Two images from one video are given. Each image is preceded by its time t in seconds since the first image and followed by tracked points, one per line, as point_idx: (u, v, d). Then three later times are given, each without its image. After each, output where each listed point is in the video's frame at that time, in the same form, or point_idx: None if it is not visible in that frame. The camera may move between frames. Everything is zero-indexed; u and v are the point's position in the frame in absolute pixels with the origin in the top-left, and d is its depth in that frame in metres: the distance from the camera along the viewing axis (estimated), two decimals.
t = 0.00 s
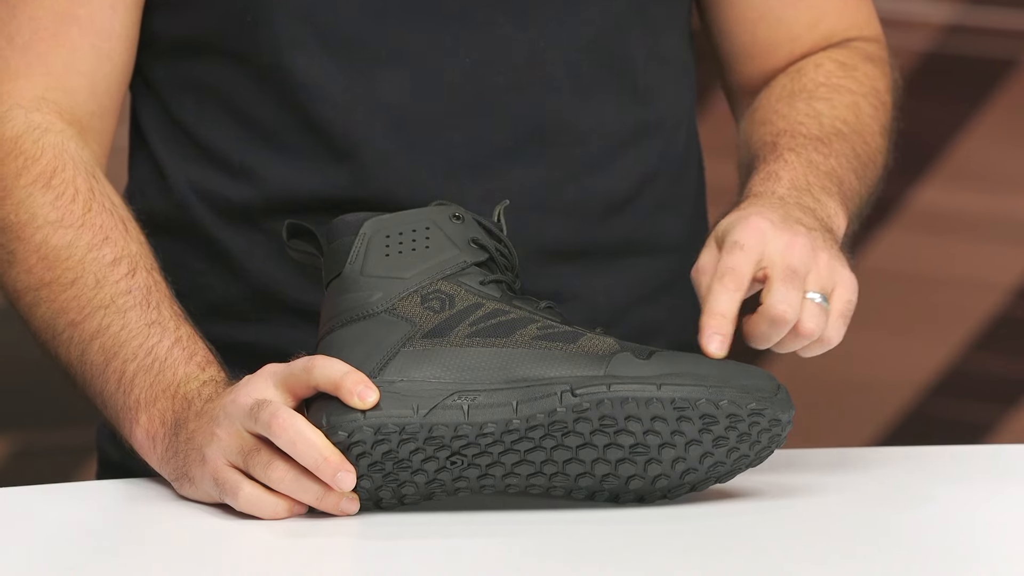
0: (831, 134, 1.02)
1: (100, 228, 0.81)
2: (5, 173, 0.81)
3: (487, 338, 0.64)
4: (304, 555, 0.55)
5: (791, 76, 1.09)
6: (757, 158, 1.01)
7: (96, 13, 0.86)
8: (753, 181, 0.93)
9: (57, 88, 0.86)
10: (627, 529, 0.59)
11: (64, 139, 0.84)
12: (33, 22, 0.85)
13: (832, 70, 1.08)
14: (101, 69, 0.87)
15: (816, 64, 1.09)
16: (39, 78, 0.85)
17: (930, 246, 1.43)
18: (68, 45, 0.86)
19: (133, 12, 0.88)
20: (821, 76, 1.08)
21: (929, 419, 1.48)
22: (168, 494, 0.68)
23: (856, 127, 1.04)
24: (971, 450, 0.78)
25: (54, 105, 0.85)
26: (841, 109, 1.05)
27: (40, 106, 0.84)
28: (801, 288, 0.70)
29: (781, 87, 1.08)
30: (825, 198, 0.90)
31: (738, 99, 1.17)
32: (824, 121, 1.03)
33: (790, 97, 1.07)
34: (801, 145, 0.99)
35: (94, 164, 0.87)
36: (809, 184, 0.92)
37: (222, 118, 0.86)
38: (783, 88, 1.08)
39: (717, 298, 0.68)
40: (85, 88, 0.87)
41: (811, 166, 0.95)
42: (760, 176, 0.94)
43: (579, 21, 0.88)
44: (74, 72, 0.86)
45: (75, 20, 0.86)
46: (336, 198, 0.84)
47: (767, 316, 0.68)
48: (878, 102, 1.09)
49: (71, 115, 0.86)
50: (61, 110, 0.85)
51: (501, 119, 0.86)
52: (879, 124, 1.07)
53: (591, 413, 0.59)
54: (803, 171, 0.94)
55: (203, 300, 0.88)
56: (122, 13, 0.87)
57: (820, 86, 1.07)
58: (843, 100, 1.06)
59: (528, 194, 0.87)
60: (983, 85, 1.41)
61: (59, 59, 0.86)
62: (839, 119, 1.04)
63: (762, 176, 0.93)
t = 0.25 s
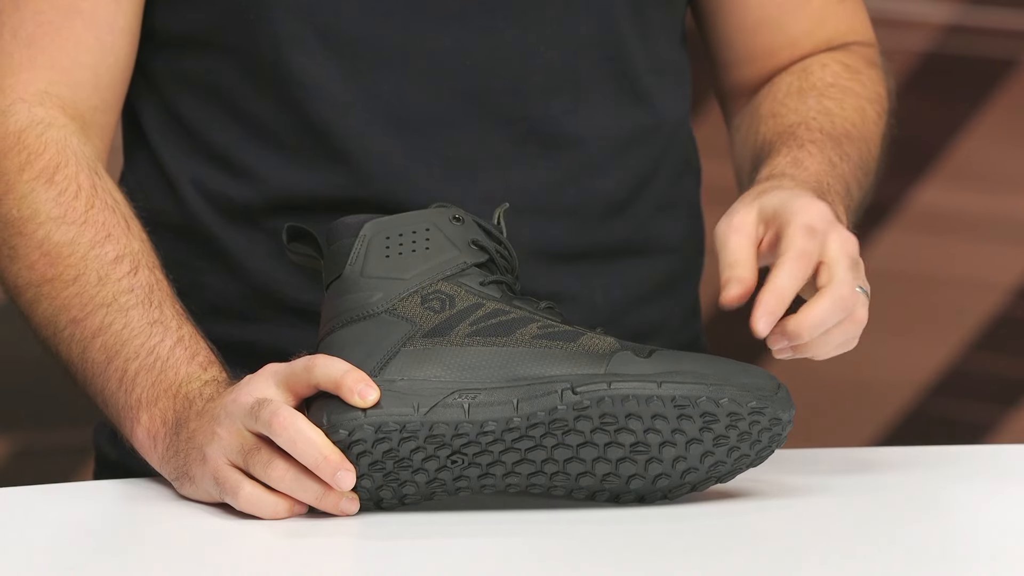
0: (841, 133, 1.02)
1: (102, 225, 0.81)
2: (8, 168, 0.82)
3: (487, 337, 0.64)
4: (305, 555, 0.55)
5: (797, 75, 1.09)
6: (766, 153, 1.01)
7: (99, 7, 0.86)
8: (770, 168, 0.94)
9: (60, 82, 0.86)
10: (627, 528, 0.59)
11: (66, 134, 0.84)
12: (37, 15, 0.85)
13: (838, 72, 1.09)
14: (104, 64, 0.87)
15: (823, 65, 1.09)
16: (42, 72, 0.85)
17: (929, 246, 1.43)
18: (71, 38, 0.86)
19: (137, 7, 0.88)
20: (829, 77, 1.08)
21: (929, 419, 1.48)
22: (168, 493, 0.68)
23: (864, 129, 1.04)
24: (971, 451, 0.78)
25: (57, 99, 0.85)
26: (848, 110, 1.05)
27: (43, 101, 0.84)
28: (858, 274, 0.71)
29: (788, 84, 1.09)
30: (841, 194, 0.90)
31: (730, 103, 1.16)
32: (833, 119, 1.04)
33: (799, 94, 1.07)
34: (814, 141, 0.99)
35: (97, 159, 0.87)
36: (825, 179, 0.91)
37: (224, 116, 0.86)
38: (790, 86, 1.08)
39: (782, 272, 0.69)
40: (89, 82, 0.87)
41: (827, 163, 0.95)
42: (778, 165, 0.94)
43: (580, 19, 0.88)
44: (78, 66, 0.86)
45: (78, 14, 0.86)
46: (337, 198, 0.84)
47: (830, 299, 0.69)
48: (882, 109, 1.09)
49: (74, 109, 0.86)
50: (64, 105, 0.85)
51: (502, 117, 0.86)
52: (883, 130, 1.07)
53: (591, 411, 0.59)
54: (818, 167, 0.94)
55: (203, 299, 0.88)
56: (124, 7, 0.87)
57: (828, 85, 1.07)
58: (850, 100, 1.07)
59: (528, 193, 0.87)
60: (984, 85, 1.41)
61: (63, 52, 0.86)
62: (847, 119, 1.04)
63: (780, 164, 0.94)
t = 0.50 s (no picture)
0: (836, 127, 1.02)
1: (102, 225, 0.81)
2: (8, 169, 0.82)
3: (487, 336, 0.64)
4: (306, 555, 0.55)
5: (794, 68, 1.09)
6: (761, 148, 1.01)
7: (99, 8, 0.86)
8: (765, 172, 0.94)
9: (60, 83, 0.86)
10: (628, 528, 0.59)
11: (66, 136, 0.84)
12: (37, 17, 0.85)
13: (834, 64, 1.09)
14: (104, 65, 0.87)
15: (819, 57, 1.09)
16: (42, 74, 0.85)
17: (930, 246, 1.43)
18: (71, 39, 0.86)
19: (137, 7, 0.88)
20: (825, 69, 1.08)
21: (929, 419, 1.48)
22: (168, 493, 0.68)
23: (859, 122, 1.04)
24: (971, 450, 0.78)
25: (57, 100, 0.85)
26: (843, 104, 1.05)
27: (43, 102, 0.84)
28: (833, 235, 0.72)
29: (785, 76, 1.09)
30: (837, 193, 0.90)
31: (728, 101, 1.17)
32: (828, 114, 1.04)
33: (795, 87, 1.07)
34: (809, 139, 0.99)
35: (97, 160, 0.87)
36: (820, 178, 0.92)
37: (224, 117, 0.86)
38: (786, 78, 1.08)
39: (763, 238, 0.69)
40: (89, 83, 0.87)
41: (821, 161, 0.96)
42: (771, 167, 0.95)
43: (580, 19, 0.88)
44: (78, 67, 0.86)
45: (79, 16, 0.86)
46: (337, 198, 0.84)
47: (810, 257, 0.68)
48: (878, 100, 1.09)
49: (74, 111, 0.86)
50: (63, 107, 0.85)
51: (502, 118, 0.86)
52: (879, 122, 1.07)
53: (591, 409, 0.59)
54: (814, 167, 0.94)
55: (204, 300, 0.88)
56: (124, 8, 0.87)
57: (823, 77, 1.08)
58: (845, 92, 1.07)
59: (529, 193, 0.87)
60: (984, 85, 1.41)
61: (62, 53, 0.86)
62: (841, 113, 1.04)
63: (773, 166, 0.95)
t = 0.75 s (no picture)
0: (828, 161, 1.02)
1: (101, 225, 0.81)
2: (7, 170, 0.82)
3: (487, 336, 0.64)
4: (306, 555, 0.55)
5: (789, 89, 1.09)
6: (754, 194, 1.02)
7: (98, 8, 0.86)
8: (758, 228, 0.95)
9: (59, 84, 0.86)
10: (628, 527, 0.59)
11: (66, 136, 0.84)
12: (36, 17, 0.85)
13: (828, 86, 1.09)
14: (104, 65, 0.87)
15: (813, 77, 1.09)
16: (42, 75, 0.85)
17: (930, 246, 1.43)
18: (70, 39, 0.86)
19: (136, 7, 0.88)
20: (819, 92, 1.08)
21: (929, 418, 1.48)
22: (168, 493, 0.69)
23: (853, 151, 1.05)
24: (970, 450, 0.78)
25: (57, 101, 0.85)
26: (838, 133, 1.05)
27: (43, 103, 0.84)
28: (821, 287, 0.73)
29: (779, 99, 1.09)
30: (831, 243, 0.90)
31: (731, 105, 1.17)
32: (820, 147, 1.04)
33: (787, 115, 1.07)
34: (802, 181, 1.00)
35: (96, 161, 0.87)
36: (813, 230, 0.92)
37: (223, 117, 0.86)
38: (780, 103, 1.08)
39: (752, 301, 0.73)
40: (89, 84, 0.87)
41: (814, 205, 0.96)
42: (765, 223, 0.95)
43: (580, 19, 0.88)
44: (77, 67, 0.86)
45: (78, 16, 0.86)
46: (337, 198, 0.84)
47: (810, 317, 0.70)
48: (872, 119, 1.09)
49: (74, 111, 0.86)
50: (63, 108, 0.85)
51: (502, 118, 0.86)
52: (872, 141, 1.07)
53: (591, 408, 0.59)
54: (809, 218, 0.94)
55: (204, 300, 0.88)
56: (124, 8, 0.87)
57: (817, 103, 1.07)
58: (837, 118, 1.07)
59: (529, 194, 0.87)
60: (984, 85, 1.41)
61: (62, 54, 0.86)
62: (835, 143, 1.04)
63: (766, 223, 0.95)
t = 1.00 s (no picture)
0: (808, 159, 1.01)
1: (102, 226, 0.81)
2: (8, 170, 0.81)
3: (487, 336, 0.64)
4: (306, 554, 0.55)
5: (790, 82, 1.09)
6: (734, 184, 1.01)
7: (99, 8, 0.86)
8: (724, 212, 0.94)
9: (60, 84, 0.86)
10: (628, 528, 0.59)
11: (66, 137, 0.84)
12: (37, 18, 0.85)
13: (827, 79, 1.08)
14: (104, 66, 0.87)
15: (813, 71, 1.09)
16: (42, 75, 0.85)
17: (930, 246, 1.43)
18: (71, 39, 0.86)
19: (136, 7, 0.88)
20: (815, 87, 1.08)
21: (929, 418, 1.48)
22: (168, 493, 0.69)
23: (838, 148, 1.03)
24: (971, 450, 0.78)
25: (58, 101, 0.85)
26: (826, 129, 1.04)
27: (44, 103, 0.84)
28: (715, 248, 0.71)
29: (779, 94, 1.09)
30: (785, 240, 0.88)
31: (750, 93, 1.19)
32: (803, 144, 1.03)
33: (780, 110, 1.07)
34: (773, 177, 0.99)
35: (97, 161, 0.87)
36: (767, 225, 0.90)
37: (224, 117, 0.86)
38: (777, 99, 1.08)
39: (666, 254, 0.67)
40: (89, 84, 0.87)
41: (784, 201, 0.95)
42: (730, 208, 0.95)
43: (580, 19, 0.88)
44: (77, 67, 0.86)
45: (78, 16, 0.86)
46: (337, 198, 0.84)
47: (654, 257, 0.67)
48: (871, 114, 1.07)
49: (75, 112, 0.86)
50: (64, 108, 0.85)
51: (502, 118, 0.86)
52: (866, 136, 1.06)
53: (591, 408, 0.59)
54: (766, 213, 0.92)
55: (204, 300, 0.88)
56: (124, 8, 0.87)
57: (811, 97, 1.07)
58: (830, 114, 1.06)
59: (529, 194, 0.87)
60: (985, 85, 1.41)
61: (62, 54, 0.86)
62: (818, 140, 1.03)
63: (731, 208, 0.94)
